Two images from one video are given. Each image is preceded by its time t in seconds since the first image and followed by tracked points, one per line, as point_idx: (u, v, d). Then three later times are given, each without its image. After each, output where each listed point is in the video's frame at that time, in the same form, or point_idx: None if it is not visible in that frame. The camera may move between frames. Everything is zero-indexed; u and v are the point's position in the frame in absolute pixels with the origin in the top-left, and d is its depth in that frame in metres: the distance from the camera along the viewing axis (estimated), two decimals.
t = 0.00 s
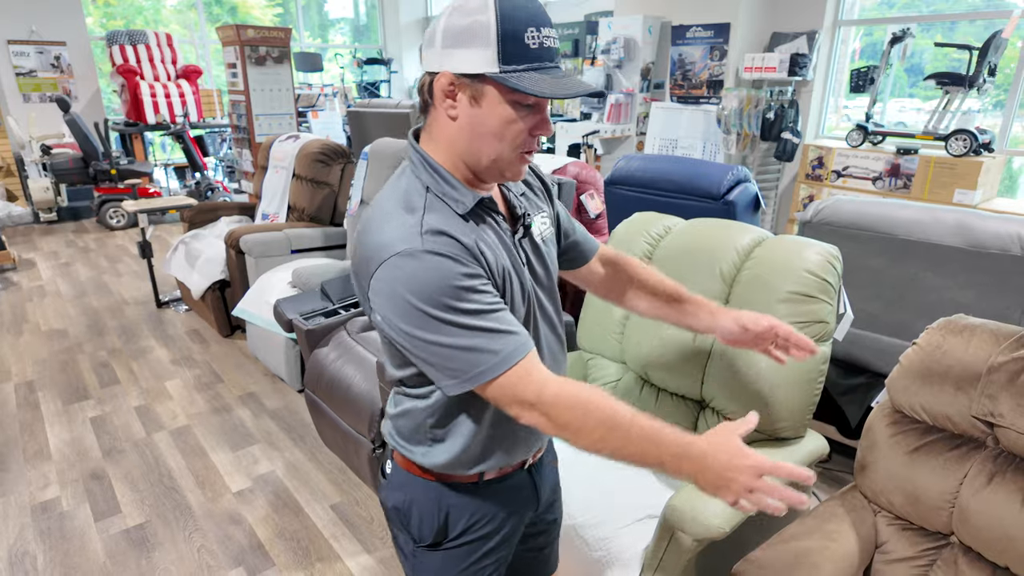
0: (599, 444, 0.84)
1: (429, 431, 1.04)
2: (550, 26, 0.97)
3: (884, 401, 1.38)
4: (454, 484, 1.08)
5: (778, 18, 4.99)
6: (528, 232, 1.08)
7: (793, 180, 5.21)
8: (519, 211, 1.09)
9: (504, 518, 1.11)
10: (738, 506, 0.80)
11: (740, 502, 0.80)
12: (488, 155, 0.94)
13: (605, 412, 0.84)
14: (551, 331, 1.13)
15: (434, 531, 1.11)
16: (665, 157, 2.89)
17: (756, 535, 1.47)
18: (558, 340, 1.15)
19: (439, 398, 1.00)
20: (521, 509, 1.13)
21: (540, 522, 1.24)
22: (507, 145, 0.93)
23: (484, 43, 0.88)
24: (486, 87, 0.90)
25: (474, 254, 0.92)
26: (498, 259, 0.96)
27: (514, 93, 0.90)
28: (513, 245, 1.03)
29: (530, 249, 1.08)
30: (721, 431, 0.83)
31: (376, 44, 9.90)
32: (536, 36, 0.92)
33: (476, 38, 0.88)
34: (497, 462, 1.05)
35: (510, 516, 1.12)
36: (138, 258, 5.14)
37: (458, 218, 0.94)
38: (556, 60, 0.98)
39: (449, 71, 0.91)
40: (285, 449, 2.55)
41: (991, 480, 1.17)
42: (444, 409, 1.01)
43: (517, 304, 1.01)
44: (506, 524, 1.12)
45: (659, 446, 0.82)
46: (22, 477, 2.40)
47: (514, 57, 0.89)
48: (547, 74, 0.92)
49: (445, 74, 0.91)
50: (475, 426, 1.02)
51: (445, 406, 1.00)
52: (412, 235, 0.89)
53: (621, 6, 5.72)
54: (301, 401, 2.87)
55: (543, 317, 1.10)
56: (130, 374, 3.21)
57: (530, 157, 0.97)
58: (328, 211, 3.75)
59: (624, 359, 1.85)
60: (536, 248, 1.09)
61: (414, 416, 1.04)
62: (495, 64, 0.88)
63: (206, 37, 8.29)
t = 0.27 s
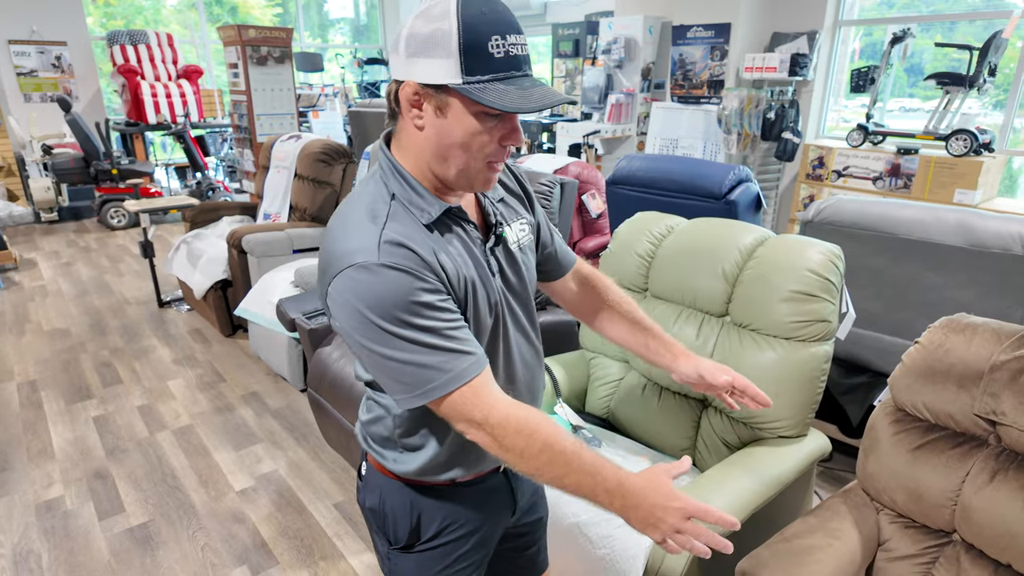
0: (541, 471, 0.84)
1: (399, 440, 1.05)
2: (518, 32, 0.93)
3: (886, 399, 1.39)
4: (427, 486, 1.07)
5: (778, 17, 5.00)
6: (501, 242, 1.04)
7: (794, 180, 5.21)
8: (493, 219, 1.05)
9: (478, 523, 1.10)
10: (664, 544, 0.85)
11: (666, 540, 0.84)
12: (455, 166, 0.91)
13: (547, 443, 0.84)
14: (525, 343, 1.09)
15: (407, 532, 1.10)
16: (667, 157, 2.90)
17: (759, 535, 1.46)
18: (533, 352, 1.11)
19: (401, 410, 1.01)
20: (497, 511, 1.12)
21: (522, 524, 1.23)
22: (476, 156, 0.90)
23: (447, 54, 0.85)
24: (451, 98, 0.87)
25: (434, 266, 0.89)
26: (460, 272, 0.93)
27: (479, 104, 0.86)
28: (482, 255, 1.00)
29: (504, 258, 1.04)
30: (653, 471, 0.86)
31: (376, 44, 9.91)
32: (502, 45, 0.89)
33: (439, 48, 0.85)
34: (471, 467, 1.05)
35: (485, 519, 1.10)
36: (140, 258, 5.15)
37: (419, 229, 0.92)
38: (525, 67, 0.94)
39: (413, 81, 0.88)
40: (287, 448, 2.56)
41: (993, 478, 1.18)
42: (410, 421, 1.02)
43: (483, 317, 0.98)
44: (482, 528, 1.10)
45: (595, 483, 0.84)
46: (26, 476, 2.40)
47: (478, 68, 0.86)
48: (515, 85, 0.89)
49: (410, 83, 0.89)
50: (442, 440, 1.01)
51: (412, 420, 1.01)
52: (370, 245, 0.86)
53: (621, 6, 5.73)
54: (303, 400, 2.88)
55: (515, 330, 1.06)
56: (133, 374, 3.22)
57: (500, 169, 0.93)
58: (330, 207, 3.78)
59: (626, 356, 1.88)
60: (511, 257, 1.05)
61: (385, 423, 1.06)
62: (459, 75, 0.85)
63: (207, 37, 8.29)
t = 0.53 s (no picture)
0: (520, 470, 0.83)
1: (379, 443, 1.05)
2: (487, 30, 0.94)
3: (889, 398, 1.40)
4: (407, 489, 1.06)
5: (779, 18, 5.01)
6: (478, 243, 1.04)
7: (795, 180, 5.22)
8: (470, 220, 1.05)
9: (460, 526, 1.09)
10: (649, 536, 0.80)
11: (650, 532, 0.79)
12: (429, 165, 0.92)
13: (523, 439, 0.83)
14: (505, 344, 1.09)
15: (389, 535, 1.10)
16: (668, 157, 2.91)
17: (761, 531, 1.47)
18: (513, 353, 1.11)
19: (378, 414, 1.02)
20: (478, 515, 1.11)
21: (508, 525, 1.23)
22: (450, 155, 0.90)
23: (416, 54, 0.86)
24: (423, 98, 0.88)
25: (409, 266, 0.89)
26: (436, 272, 0.93)
27: (450, 101, 0.87)
28: (459, 255, 0.99)
29: (482, 258, 1.04)
30: (634, 464, 0.83)
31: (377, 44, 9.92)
32: (471, 42, 0.89)
33: (408, 48, 0.86)
34: (451, 470, 1.05)
35: (466, 522, 1.10)
36: (142, 258, 5.16)
37: (394, 229, 0.92)
38: (496, 64, 0.94)
39: (384, 81, 0.89)
40: (291, 447, 2.57)
41: (996, 476, 1.18)
42: (388, 424, 1.02)
43: (461, 317, 0.98)
44: (463, 531, 1.10)
45: (574, 477, 0.82)
46: (31, 475, 2.41)
47: (448, 67, 0.87)
48: (485, 82, 0.90)
49: (381, 84, 0.90)
50: (420, 443, 1.02)
51: (390, 423, 1.01)
52: (343, 245, 0.86)
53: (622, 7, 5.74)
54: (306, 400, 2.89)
55: (494, 331, 1.06)
56: (136, 374, 3.23)
57: (474, 166, 0.93)
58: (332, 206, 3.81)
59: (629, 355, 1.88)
60: (489, 258, 1.05)
61: (364, 426, 1.06)
62: (429, 74, 0.86)
63: (208, 37, 8.29)
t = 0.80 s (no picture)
0: (513, 464, 0.84)
1: (371, 444, 1.04)
2: (472, 29, 0.95)
3: (890, 396, 1.40)
4: (400, 488, 1.06)
5: (780, 18, 5.02)
6: (465, 241, 1.05)
7: (796, 180, 5.23)
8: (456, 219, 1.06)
9: (453, 522, 1.10)
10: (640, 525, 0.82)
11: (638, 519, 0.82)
12: (418, 162, 0.92)
13: (515, 433, 0.84)
14: (494, 341, 1.10)
15: (384, 535, 1.10)
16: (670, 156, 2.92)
17: (763, 529, 1.47)
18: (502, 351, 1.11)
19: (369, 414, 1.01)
20: (471, 511, 1.12)
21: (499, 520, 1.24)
22: (438, 152, 0.91)
23: (402, 51, 0.86)
24: (411, 95, 0.88)
25: (398, 266, 0.89)
26: (425, 271, 0.94)
27: (439, 98, 0.87)
28: (446, 253, 1.00)
29: (468, 256, 1.05)
30: (624, 454, 0.85)
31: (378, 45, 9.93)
32: (456, 40, 0.90)
33: (394, 46, 0.87)
34: (444, 467, 1.06)
35: (460, 517, 1.10)
36: (144, 258, 5.17)
37: (382, 229, 0.92)
38: (481, 62, 0.95)
39: (371, 80, 0.89)
40: (294, 446, 2.58)
41: (997, 473, 1.19)
42: (380, 425, 1.01)
43: (450, 314, 0.98)
44: (457, 526, 1.11)
45: (567, 469, 0.82)
46: (35, 474, 2.42)
47: (434, 63, 0.87)
48: (472, 78, 0.91)
49: (368, 83, 0.90)
50: (413, 442, 1.02)
51: (383, 423, 1.01)
52: (333, 246, 0.86)
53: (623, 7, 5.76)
54: (309, 399, 2.90)
55: (483, 328, 1.06)
56: (139, 373, 3.24)
57: (461, 162, 0.94)
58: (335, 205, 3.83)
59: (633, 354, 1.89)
60: (475, 256, 1.06)
61: (355, 427, 1.05)
62: (416, 71, 0.86)
63: (210, 38, 8.30)
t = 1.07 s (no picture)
0: (504, 454, 0.84)
1: (364, 436, 1.04)
2: (458, 20, 0.95)
3: (890, 391, 1.41)
4: (393, 478, 1.07)
5: (780, 17, 5.02)
6: (453, 234, 1.05)
7: (796, 179, 5.23)
8: (445, 212, 1.06)
9: (447, 509, 1.11)
10: (631, 510, 0.83)
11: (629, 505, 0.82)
12: (409, 154, 0.92)
13: (505, 424, 0.84)
14: (484, 333, 1.10)
15: (378, 524, 1.10)
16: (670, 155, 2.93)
17: (763, 524, 1.48)
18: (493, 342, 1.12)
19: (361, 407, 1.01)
20: (463, 498, 1.13)
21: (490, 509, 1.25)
22: (429, 143, 0.92)
23: (392, 43, 0.86)
24: (400, 87, 0.88)
25: (388, 261, 0.89)
26: (415, 265, 0.94)
27: (430, 89, 0.88)
28: (436, 246, 1.00)
29: (458, 249, 1.05)
30: (614, 443, 0.85)
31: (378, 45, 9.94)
32: (444, 31, 0.91)
33: (383, 38, 0.86)
34: (437, 457, 1.06)
35: (453, 506, 1.11)
36: (145, 257, 5.18)
37: (371, 224, 0.92)
38: (468, 53, 0.96)
39: (360, 73, 0.89)
40: (295, 444, 2.58)
41: (996, 467, 1.20)
42: (373, 418, 1.02)
43: (440, 307, 0.98)
44: (450, 515, 1.11)
45: (557, 459, 0.83)
46: (37, 471, 2.43)
47: (423, 54, 0.87)
48: (461, 69, 0.91)
49: (356, 76, 0.89)
50: (406, 433, 1.02)
51: (375, 416, 1.01)
52: (322, 242, 0.86)
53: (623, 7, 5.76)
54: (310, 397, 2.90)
55: (473, 320, 1.07)
56: (140, 371, 3.25)
57: (453, 153, 0.95)
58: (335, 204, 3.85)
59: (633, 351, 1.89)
60: (464, 248, 1.06)
61: (349, 420, 1.05)
62: (406, 62, 0.86)
63: (210, 38, 8.30)
